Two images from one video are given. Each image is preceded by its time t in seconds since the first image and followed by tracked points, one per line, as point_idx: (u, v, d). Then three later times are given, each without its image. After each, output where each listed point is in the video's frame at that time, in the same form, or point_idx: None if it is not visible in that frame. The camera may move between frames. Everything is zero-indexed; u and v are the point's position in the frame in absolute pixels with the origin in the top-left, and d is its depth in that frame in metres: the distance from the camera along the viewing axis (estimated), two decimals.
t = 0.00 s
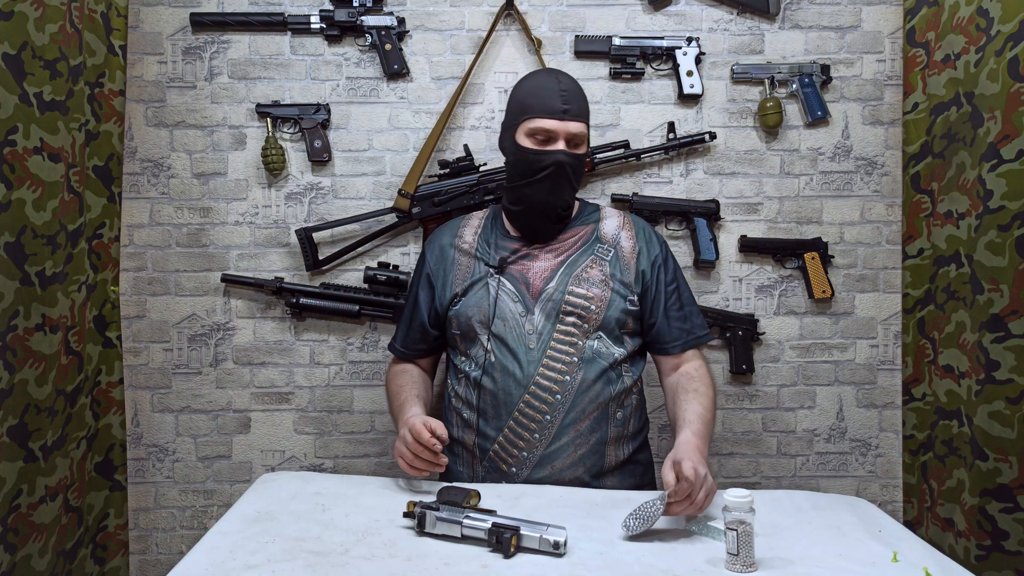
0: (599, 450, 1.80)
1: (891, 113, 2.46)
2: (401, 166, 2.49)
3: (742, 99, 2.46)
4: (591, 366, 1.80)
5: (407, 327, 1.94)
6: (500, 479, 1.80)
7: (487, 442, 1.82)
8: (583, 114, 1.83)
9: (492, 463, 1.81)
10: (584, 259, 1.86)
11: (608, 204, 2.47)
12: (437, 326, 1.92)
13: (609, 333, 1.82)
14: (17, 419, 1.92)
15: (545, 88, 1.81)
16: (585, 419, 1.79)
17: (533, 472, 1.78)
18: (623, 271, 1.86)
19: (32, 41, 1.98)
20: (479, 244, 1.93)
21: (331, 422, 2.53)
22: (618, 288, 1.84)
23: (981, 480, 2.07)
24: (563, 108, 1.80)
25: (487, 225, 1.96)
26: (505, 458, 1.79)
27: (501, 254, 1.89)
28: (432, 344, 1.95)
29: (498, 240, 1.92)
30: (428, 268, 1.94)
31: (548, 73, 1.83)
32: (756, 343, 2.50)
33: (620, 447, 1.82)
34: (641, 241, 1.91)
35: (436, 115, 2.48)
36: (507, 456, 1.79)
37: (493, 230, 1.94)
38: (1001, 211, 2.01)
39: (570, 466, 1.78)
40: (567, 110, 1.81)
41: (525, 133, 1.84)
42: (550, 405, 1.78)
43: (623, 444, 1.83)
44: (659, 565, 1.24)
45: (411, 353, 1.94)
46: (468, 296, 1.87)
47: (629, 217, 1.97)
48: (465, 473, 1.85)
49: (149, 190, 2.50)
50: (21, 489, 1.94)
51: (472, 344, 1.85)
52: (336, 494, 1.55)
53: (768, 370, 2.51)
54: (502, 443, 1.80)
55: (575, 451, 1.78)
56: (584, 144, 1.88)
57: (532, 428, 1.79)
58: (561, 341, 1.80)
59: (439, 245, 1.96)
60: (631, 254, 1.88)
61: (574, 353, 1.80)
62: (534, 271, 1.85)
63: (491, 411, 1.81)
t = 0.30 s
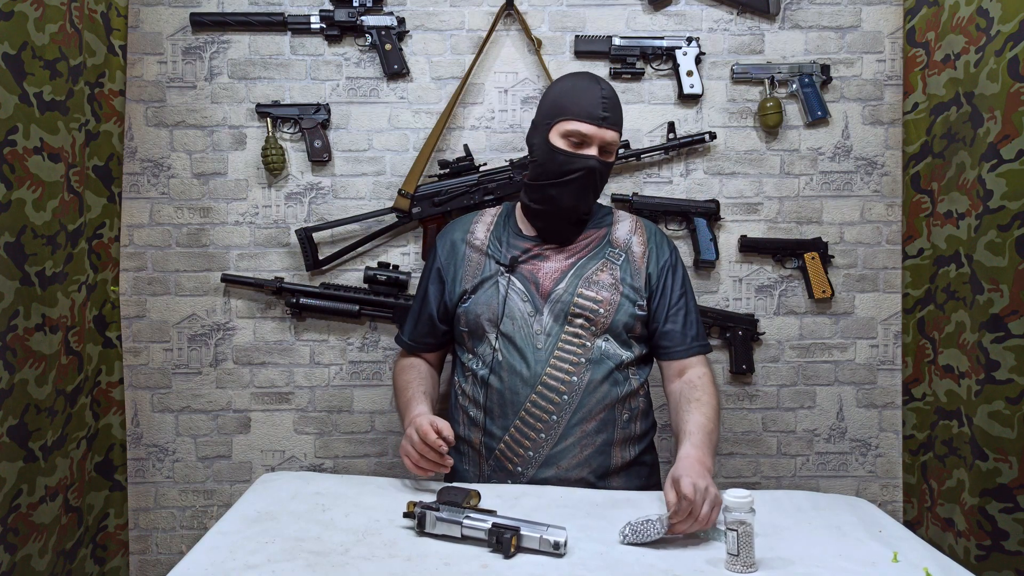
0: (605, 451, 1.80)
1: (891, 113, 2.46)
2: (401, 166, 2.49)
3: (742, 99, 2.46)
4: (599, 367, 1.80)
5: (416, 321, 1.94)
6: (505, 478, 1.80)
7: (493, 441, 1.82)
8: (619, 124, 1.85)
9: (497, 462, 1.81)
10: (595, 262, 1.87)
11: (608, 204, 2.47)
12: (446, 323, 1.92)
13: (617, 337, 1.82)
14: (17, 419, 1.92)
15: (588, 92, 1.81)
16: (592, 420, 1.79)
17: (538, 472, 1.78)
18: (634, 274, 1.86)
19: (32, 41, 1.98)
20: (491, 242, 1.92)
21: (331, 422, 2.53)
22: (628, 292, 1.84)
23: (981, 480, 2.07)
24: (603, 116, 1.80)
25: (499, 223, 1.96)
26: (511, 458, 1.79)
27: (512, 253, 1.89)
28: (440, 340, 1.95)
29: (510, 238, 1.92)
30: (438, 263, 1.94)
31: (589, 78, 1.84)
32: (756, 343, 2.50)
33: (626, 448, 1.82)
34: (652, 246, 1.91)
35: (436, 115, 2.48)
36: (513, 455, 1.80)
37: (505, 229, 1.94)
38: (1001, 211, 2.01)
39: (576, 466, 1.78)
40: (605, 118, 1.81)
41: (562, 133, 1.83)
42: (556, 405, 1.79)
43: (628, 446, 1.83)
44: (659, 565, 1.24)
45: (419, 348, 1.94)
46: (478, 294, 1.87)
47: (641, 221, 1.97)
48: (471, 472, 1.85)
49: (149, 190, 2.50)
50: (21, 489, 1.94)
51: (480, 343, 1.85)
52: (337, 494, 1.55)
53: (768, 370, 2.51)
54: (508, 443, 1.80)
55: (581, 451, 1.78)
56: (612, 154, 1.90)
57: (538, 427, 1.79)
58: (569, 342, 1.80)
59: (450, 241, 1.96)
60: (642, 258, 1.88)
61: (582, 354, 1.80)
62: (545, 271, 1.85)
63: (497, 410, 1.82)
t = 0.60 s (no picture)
0: (608, 451, 1.80)
1: (891, 113, 2.46)
2: (401, 166, 2.49)
3: (742, 99, 2.46)
4: (603, 367, 1.80)
5: (421, 321, 1.94)
6: (508, 477, 1.80)
7: (496, 440, 1.82)
8: (620, 117, 1.86)
9: (500, 461, 1.81)
10: (601, 262, 1.86)
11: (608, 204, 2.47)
12: (451, 322, 1.93)
13: (622, 336, 1.82)
14: (17, 419, 1.92)
15: (589, 87, 1.83)
16: (595, 420, 1.79)
17: (540, 471, 1.78)
18: (640, 275, 1.86)
19: (32, 41, 1.98)
20: (495, 242, 1.93)
21: (331, 422, 2.53)
22: (634, 291, 1.84)
23: (981, 480, 2.07)
24: (605, 108, 1.82)
25: (504, 223, 1.96)
26: (513, 457, 1.79)
27: (518, 253, 1.89)
28: (445, 340, 1.95)
29: (515, 238, 1.92)
30: (443, 263, 1.95)
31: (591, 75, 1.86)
32: (756, 343, 2.50)
33: (630, 448, 1.82)
34: (659, 246, 1.91)
35: (436, 115, 2.48)
36: (515, 454, 1.79)
37: (510, 229, 1.95)
38: (1001, 211, 2.01)
39: (579, 466, 1.77)
40: (607, 111, 1.83)
41: (565, 127, 1.85)
42: (560, 405, 1.79)
43: (632, 447, 1.83)
44: (659, 565, 1.24)
45: (423, 348, 1.94)
46: (482, 294, 1.87)
47: (648, 221, 1.97)
48: (473, 471, 1.85)
49: (149, 190, 2.50)
50: (21, 489, 1.94)
51: (484, 342, 1.86)
52: (337, 494, 1.54)
53: (768, 370, 2.51)
54: (511, 442, 1.80)
55: (584, 451, 1.78)
56: (616, 150, 1.90)
57: (541, 427, 1.79)
58: (574, 342, 1.80)
59: (456, 241, 1.96)
60: (648, 258, 1.88)
61: (586, 354, 1.80)
62: (550, 271, 1.85)
63: (501, 410, 1.81)
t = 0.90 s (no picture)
0: (610, 453, 1.80)
1: (891, 113, 2.47)
2: (401, 166, 2.49)
3: (742, 99, 2.46)
4: (606, 369, 1.80)
5: (420, 325, 1.93)
6: (510, 479, 1.80)
7: (498, 443, 1.82)
8: (592, 104, 1.87)
9: (502, 463, 1.81)
10: (602, 262, 1.86)
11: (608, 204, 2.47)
12: (452, 326, 1.92)
13: (626, 337, 1.82)
14: (17, 419, 1.92)
15: (556, 81, 1.85)
16: (598, 422, 1.79)
17: (543, 473, 1.78)
18: (642, 274, 1.85)
19: (32, 41, 1.98)
20: (495, 245, 1.92)
21: (331, 422, 2.53)
22: (636, 291, 1.84)
23: (981, 480, 2.07)
24: (574, 98, 1.84)
25: (503, 225, 1.96)
26: (516, 459, 1.79)
27: (518, 255, 1.88)
28: (445, 344, 1.94)
29: (515, 240, 1.91)
30: (443, 266, 1.93)
31: (556, 71, 1.89)
32: (756, 343, 2.50)
33: (632, 450, 1.83)
34: (660, 243, 1.91)
35: (436, 115, 2.48)
36: (518, 456, 1.80)
37: (510, 230, 1.94)
38: (1001, 211, 2.01)
39: (582, 468, 1.78)
40: (576, 99, 1.84)
41: (539, 125, 1.87)
42: (563, 407, 1.79)
43: (634, 448, 1.83)
44: (659, 565, 1.24)
45: (423, 352, 1.93)
46: (483, 297, 1.86)
47: (648, 219, 1.96)
48: (476, 473, 1.85)
49: (149, 190, 2.50)
50: (21, 489, 1.94)
51: (486, 345, 1.85)
52: (337, 495, 1.54)
53: (768, 370, 2.51)
54: (514, 444, 1.80)
55: (588, 453, 1.79)
56: (597, 136, 1.91)
57: (544, 429, 1.79)
58: (577, 345, 1.80)
59: (455, 244, 1.95)
60: (649, 257, 1.88)
61: (590, 356, 1.79)
62: (551, 273, 1.85)
63: (503, 412, 1.81)
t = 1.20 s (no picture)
0: (607, 452, 1.81)
1: (891, 113, 2.47)
2: (401, 166, 2.49)
3: (742, 99, 2.46)
4: (602, 368, 1.80)
5: (414, 330, 1.92)
6: (508, 480, 1.80)
7: (496, 444, 1.81)
8: (547, 96, 1.85)
9: (500, 464, 1.81)
10: (595, 260, 1.86)
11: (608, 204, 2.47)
12: (447, 329, 1.92)
13: (622, 336, 1.82)
14: (17, 419, 1.92)
15: (506, 86, 1.86)
16: (595, 421, 1.79)
17: (542, 473, 1.78)
18: (635, 272, 1.85)
19: (32, 41, 1.97)
20: (488, 247, 1.92)
21: (331, 422, 2.53)
22: (631, 289, 1.83)
23: (981, 480, 2.07)
24: (523, 97, 1.83)
25: (495, 227, 1.96)
26: (514, 460, 1.79)
27: (511, 256, 1.89)
28: (441, 347, 1.94)
29: (507, 242, 1.92)
30: (436, 270, 1.93)
31: (509, 74, 1.90)
32: (756, 343, 2.50)
33: (628, 449, 1.83)
34: (651, 240, 1.90)
35: (436, 115, 2.48)
36: (516, 457, 1.79)
37: (502, 232, 1.94)
38: (1001, 211, 2.01)
39: (580, 467, 1.78)
40: (526, 97, 1.83)
41: (499, 132, 1.89)
42: (561, 407, 1.78)
43: (630, 447, 1.83)
44: (659, 565, 1.24)
45: (417, 357, 1.92)
46: (478, 298, 1.86)
47: (639, 216, 1.96)
48: (473, 474, 1.85)
49: (149, 190, 2.50)
50: (21, 489, 1.94)
51: (481, 346, 1.85)
52: (336, 494, 1.55)
53: (768, 370, 2.51)
54: (511, 444, 1.80)
55: (586, 452, 1.79)
56: (561, 124, 1.87)
57: (542, 429, 1.79)
58: (573, 345, 1.79)
59: (447, 249, 1.96)
60: (641, 254, 1.87)
61: (586, 355, 1.79)
62: (545, 273, 1.85)
63: (500, 413, 1.81)
